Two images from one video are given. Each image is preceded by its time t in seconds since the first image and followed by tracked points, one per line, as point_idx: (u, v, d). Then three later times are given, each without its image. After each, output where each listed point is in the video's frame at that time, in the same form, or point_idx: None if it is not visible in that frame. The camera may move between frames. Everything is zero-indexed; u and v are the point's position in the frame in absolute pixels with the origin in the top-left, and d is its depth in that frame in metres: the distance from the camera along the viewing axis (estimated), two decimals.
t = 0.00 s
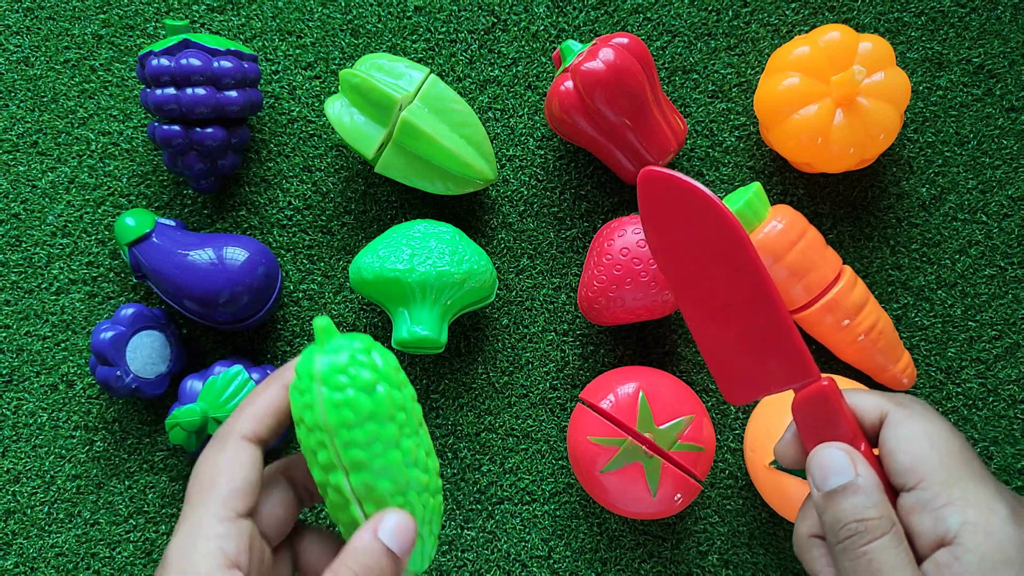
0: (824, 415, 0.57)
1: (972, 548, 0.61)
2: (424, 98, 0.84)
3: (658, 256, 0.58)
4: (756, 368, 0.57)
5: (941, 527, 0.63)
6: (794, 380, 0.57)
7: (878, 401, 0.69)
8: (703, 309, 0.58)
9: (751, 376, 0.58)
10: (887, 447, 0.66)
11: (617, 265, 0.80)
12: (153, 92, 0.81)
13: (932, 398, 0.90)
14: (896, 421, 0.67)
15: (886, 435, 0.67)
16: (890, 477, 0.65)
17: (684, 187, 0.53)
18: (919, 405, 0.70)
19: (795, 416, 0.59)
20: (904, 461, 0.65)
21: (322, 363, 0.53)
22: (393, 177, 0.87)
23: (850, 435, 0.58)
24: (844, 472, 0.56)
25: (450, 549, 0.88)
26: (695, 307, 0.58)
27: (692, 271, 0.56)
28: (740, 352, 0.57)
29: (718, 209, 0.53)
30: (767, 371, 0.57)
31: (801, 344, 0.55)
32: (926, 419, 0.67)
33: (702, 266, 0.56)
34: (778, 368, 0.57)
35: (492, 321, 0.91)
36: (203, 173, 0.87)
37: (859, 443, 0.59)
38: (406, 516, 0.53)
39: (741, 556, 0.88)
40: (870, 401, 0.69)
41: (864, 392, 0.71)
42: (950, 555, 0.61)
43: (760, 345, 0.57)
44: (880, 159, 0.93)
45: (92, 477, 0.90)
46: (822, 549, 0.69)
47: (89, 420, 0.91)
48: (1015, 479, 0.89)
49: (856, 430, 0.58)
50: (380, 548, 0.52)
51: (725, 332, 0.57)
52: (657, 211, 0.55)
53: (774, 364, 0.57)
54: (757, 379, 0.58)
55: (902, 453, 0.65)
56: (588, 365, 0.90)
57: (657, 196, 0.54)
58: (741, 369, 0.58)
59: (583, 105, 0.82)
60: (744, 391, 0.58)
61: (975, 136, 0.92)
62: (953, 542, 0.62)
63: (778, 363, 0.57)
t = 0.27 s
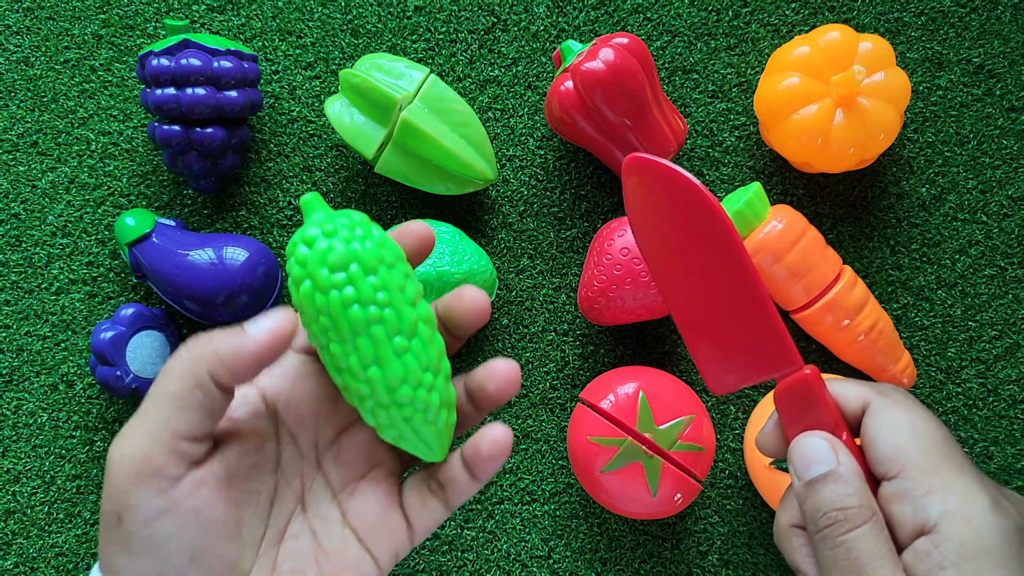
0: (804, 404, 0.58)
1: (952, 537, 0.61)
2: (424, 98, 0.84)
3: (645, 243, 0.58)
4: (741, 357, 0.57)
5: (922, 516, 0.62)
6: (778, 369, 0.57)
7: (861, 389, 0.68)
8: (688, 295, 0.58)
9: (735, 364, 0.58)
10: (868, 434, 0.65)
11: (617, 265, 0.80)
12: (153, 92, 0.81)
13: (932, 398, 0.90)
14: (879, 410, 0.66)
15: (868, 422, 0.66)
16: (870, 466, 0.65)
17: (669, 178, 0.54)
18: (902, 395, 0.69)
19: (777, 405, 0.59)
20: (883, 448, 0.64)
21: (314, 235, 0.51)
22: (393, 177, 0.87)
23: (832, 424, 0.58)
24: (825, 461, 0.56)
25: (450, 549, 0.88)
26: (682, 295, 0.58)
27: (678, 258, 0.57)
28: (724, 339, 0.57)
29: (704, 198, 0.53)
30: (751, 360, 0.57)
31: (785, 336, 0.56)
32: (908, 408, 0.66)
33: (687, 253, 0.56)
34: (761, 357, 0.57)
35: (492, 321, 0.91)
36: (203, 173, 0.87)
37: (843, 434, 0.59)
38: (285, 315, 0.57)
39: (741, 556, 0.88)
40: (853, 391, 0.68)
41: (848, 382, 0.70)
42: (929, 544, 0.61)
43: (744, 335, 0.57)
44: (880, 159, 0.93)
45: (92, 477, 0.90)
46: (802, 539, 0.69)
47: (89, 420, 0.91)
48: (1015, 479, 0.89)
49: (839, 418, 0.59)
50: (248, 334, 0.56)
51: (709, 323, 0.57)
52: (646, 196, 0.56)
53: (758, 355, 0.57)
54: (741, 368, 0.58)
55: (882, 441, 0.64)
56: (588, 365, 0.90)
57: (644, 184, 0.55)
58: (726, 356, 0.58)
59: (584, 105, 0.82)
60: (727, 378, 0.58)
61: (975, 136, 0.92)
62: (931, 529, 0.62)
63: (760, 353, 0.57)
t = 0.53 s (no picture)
0: (804, 406, 0.58)
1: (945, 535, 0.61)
2: (424, 98, 0.84)
3: (646, 244, 0.57)
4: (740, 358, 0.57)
5: (916, 514, 0.62)
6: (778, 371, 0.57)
7: (857, 391, 0.68)
8: (691, 297, 0.57)
9: (734, 366, 0.57)
10: (864, 434, 0.65)
11: (617, 265, 0.80)
12: (153, 92, 0.81)
13: (932, 398, 0.90)
14: (875, 410, 0.66)
15: (864, 422, 0.66)
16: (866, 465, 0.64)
17: (671, 178, 0.54)
18: (898, 397, 0.69)
19: (776, 405, 0.59)
20: (878, 446, 0.64)
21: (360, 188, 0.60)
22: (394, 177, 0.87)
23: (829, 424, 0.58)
24: (823, 461, 0.56)
25: (450, 549, 0.88)
26: (684, 297, 0.57)
27: (679, 259, 0.56)
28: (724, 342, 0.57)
29: (708, 198, 0.54)
30: (751, 362, 0.57)
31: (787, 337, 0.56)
32: (904, 408, 0.66)
33: (688, 254, 0.56)
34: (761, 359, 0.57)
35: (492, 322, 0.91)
36: (203, 173, 0.87)
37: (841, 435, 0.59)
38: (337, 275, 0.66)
39: (741, 556, 0.89)
40: (847, 391, 0.68)
41: (844, 384, 0.70)
42: (924, 542, 0.61)
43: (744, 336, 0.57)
44: (880, 159, 0.93)
45: (92, 477, 0.90)
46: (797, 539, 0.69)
47: (89, 420, 0.91)
48: (1015, 479, 0.89)
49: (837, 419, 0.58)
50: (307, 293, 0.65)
51: (708, 324, 0.57)
52: (648, 197, 0.56)
53: (758, 356, 0.57)
54: (741, 369, 0.57)
55: (878, 441, 0.64)
56: (588, 365, 0.90)
57: (646, 184, 0.55)
58: (726, 358, 0.57)
59: (584, 106, 0.82)
60: (727, 381, 0.58)
61: (975, 136, 0.92)
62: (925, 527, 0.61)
63: (761, 355, 0.57)
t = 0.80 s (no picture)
0: (803, 398, 0.58)
1: (944, 529, 0.61)
2: (424, 98, 0.84)
3: (648, 241, 0.57)
4: (738, 353, 0.57)
5: (915, 508, 0.62)
6: (776, 366, 0.57)
7: (857, 386, 0.68)
8: (691, 294, 0.57)
9: (731, 362, 0.58)
10: (864, 428, 0.65)
11: (617, 265, 0.80)
12: (153, 92, 0.81)
13: (932, 398, 0.90)
14: (875, 405, 0.66)
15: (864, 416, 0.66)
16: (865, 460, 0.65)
17: (671, 173, 0.54)
18: (898, 391, 0.69)
19: (774, 399, 0.59)
20: (878, 441, 0.64)
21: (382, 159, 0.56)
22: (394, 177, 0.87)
23: (828, 417, 0.58)
24: (821, 455, 0.55)
25: (450, 549, 0.88)
26: (683, 295, 0.57)
27: (678, 253, 0.56)
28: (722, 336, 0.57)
29: (709, 193, 0.54)
30: (749, 357, 0.57)
31: (786, 333, 0.56)
32: (904, 403, 0.66)
33: (686, 248, 0.56)
34: (760, 354, 0.57)
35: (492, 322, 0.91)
36: (203, 174, 0.87)
37: (839, 428, 0.59)
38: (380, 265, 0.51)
39: (741, 556, 0.89)
40: (847, 386, 0.68)
41: (844, 378, 0.70)
42: (922, 537, 0.61)
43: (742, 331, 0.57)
44: (880, 159, 0.93)
45: (92, 477, 0.90)
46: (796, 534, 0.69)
47: (89, 420, 0.91)
48: (1015, 479, 0.89)
49: (836, 413, 0.58)
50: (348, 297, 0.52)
51: (705, 319, 0.57)
52: (648, 193, 0.55)
53: (756, 352, 0.57)
54: (738, 365, 0.58)
55: (878, 435, 0.64)
56: (588, 364, 0.90)
57: (646, 179, 0.55)
58: (722, 353, 0.58)
59: (584, 105, 0.82)
60: (723, 376, 0.58)
61: (975, 136, 0.92)
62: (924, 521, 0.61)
63: (759, 350, 0.57)
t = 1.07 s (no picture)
0: (801, 398, 0.58)
1: (943, 528, 0.60)
2: (424, 97, 0.84)
3: (647, 244, 0.57)
4: (735, 353, 0.57)
5: (914, 508, 0.62)
6: (772, 366, 0.57)
7: (856, 385, 0.68)
8: (689, 296, 0.57)
9: (728, 363, 0.58)
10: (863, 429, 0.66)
11: (617, 265, 0.80)
12: (153, 92, 0.81)
13: (932, 398, 0.90)
14: (873, 405, 0.66)
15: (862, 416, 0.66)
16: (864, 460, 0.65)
17: (670, 175, 0.54)
18: (896, 392, 0.69)
19: (772, 399, 0.59)
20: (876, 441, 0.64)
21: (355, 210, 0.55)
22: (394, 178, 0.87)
23: (827, 417, 0.58)
24: (819, 455, 0.55)
25: (450, 549, 0.88)
26: (681, 297, 0.57)
27: (674, 253, 0.56)
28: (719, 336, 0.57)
29: (706, 193, 0.53)
30: (746, 357, 0.57)
31: (783, 334, 0.56)
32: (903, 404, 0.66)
33: (683, 247, 0.56)
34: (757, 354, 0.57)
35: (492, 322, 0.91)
36: (203, 173, 0.87)
37: (837, 429, 0.59)
38: (419, 275, 0.48)
39: (741, 556, 0.89)
40: (845, 386, 0.69)
41: (843, 379, 0.70)
42: (921, 536, 0.61)
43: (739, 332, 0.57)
44: (880, 159, 0.93)
45: (92, 477, 0.90)
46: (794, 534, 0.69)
47: (89, 420, 0.91)
48: (1015, 479, 0.89)
49: (834, 413, 0.59)
50: (385, 310, 0.48)
51: (702, 318, 0.57)
52: (643, 193, 0.56)
53: (752, 352, 0.57)
54: (735, 365, 0.58)
55: (876, 434, 0.64)
56: (588, 365, 0.90)
57: (642, 179, 0.55)
58: (719, 353, 0.58)
59: (584, 105, 0.82)
60: (721, 377, 0.58)
61: (975, 136, 0.92)
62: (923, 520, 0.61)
63: (756, 351, 0.57)
